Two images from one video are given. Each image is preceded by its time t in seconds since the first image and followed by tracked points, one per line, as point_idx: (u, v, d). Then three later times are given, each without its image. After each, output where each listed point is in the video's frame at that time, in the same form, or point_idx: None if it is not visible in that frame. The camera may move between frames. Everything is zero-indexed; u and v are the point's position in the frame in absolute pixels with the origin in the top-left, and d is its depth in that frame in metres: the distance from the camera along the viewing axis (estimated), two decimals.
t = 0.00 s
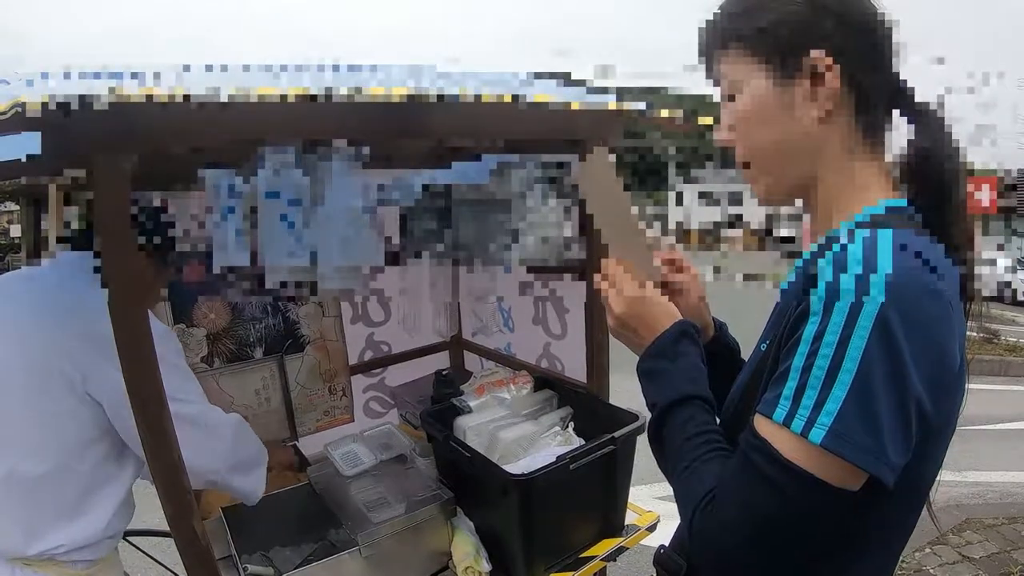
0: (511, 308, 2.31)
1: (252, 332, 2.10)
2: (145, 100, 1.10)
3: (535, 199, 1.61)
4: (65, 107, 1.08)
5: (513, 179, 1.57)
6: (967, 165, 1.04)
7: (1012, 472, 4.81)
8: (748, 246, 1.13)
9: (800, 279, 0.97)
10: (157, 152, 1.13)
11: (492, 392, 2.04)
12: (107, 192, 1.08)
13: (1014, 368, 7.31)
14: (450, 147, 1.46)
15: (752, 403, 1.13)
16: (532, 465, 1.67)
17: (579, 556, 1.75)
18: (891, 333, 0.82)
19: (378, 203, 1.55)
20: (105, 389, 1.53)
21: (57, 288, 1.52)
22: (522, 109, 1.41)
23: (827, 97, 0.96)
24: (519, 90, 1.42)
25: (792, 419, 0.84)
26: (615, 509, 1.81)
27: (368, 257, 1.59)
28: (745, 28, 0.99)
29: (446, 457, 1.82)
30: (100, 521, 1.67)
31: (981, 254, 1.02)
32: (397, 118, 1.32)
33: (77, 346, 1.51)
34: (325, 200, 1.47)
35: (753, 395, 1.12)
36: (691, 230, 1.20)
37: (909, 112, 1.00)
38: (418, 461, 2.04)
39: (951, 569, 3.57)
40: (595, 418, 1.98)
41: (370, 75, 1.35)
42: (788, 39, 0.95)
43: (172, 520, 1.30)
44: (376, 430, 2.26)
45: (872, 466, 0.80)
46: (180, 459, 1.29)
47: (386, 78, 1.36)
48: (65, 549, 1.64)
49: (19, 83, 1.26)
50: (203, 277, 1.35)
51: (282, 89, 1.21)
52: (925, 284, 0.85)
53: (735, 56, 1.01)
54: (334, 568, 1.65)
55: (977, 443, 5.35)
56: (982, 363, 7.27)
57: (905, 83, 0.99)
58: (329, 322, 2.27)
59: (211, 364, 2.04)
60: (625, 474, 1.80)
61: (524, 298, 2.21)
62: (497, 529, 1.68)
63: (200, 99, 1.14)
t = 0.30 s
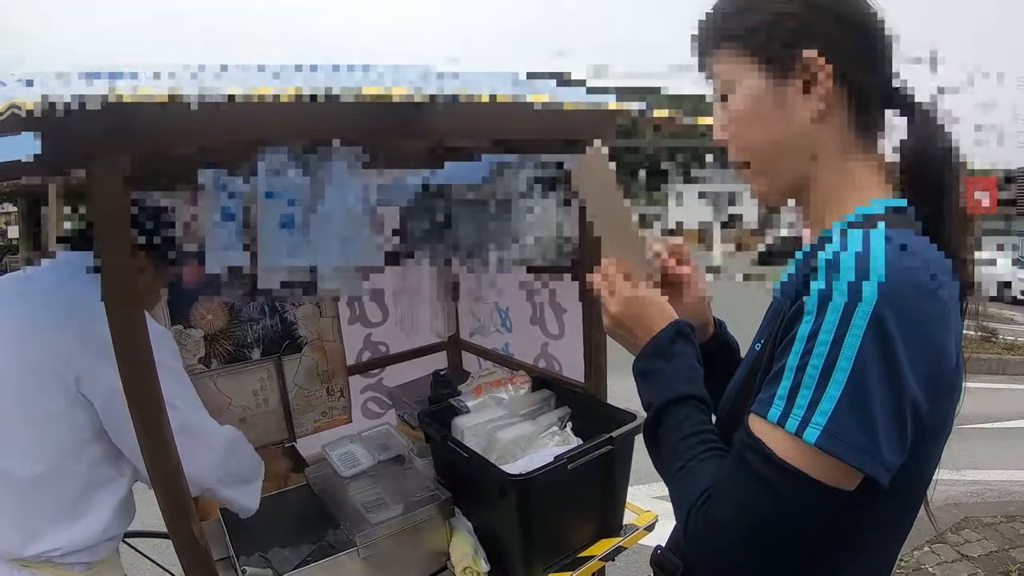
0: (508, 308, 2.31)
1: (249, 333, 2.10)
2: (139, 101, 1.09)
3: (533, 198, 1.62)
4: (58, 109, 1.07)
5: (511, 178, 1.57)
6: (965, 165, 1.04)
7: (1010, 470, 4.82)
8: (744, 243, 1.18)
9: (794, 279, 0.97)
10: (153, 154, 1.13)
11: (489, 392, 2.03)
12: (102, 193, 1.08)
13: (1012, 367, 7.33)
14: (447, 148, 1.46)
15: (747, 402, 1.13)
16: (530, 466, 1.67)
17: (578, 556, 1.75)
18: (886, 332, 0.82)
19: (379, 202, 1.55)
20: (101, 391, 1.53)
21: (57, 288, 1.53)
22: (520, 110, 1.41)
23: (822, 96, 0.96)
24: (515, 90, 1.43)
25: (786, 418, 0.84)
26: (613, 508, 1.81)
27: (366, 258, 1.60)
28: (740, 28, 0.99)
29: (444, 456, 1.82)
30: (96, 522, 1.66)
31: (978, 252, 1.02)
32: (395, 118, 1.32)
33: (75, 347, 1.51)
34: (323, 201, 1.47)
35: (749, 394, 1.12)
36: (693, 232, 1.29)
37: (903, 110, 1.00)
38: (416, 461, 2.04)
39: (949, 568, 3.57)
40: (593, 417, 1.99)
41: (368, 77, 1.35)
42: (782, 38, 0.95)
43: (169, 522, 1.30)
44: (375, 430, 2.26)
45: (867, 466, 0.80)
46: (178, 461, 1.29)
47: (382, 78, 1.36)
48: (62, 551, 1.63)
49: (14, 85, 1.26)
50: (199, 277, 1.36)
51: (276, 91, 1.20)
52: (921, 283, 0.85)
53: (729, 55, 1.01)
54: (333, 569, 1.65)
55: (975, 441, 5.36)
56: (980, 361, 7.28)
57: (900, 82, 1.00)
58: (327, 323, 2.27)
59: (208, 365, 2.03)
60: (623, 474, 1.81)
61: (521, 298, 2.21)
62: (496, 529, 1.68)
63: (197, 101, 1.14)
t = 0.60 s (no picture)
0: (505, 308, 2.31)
1: (245, 334, 2.10)
2: (135, 100, 1.09)
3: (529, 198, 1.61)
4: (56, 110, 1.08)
5: (507, 177, 1.57)
6: (959, 164, 1.04)
7: (1006, 468, 4.83)
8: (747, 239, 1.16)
9: (787, 277, 0.97)
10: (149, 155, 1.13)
11: (486, 392, 2.03)
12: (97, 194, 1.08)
13: (1008, 364, 7.35)
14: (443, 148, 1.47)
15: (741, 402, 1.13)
16: (527, 466, 1.67)
17: (576, 555, 1.75)
18: (879, 331, 0.82)
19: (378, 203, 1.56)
20: (90, 388, 1.50)
21: (50, 290, 1.53)
22: (514, 106, 1.42)
23: (817, 95, 0.96)
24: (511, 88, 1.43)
25: (780, 417, 0.84)
26: (611, 508, 1.81)
27: (361, 257, 1.58)
28: (733, 26, 0.99)
29: (441, 456, 1.82)
30: (94, 522, 1.65)
31: (972, 250, 1.02)
32: (390, 118, 1.32)
33: (67, 349, 1.51)
34: (320, 202, 1.48)
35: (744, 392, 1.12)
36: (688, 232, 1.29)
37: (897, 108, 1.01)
38: (413, 462, 2.04)
39: (946, 566, 3.58)
40: (591, 417, 1.98)
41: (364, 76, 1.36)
42: (777, 37, 0.95)
43: (166, 523, 1.30)
44: (372, 431, 2.25)
45: (860, 464, 0.80)
46: (175, 462, 1.29)
47: (378, 79, 1.36)
48: (61, 552, 1.63)
49: (9, 86, 1.26)
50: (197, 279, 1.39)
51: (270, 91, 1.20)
52: (914, 281, 0.85)
53: (723, 55, 1.01)
54: (331, 570, 1.65)
55: (972, 439, 5.38)
56: (977, 359, 7.29)
57: (894, 80, 1.00)
58: (323, 324, 2.27)
59: (205, 367, 2.03)
60: (620, 474, 1.81)
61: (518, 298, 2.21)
62: (494, 529, 1.67)
63: (189, 102, 1.14)
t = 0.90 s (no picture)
0: (502, 308, 2.30)
1: (242, 335, 2.09)
2: (132, 101, 1.09)
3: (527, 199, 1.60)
4: (50, 109, 1.07)
5: (504, 176, 1.57)
6: (957, 163, 1.03)
7: (1003, 465, 4.84)
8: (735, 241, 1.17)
9: (784, 274, 0.97)
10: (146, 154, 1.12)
11: (483, 392, 2.02)
12: (94, 194, 1.07)
13: (1005, 362, 7.37)
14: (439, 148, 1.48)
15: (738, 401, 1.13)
16: (524, 465, 1.67)
17: (575, 554, 1.75)
18: (877, 328, 0.82)
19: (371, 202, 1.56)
20: (87, 391, 1.51)
21: (48, 292, 1.53)
22: (512, 105, 1.43)
23: (813, 93, 0.96)
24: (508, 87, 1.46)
25: (778, 415, 0.84)
26: (609, 506, 1.81)
27: (357, 259, 1.60)
28: (731, 24, 0.99)
29: (439, 456, 1.82)
30: (94, 524, 1.65)
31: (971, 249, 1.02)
32: (387, 118, 1.31)
33: (66, 350, 1.51)
34: (314, 206, 1.48)
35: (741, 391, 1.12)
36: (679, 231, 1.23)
37: (895, 106, 1.01)
38: (411, 461, 2.04)
39: (944, 563, 3.59)
40: (589, 416, 1.98)
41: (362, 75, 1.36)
42: (773, 35, 0.95)
43: (164, 524, 1.30)
44: (370, 431, 2.25)
45: (858, 462, 0.80)
46: (173, 463, 1.29)
47: (374, 78, 1.36)
48: (60, 553, 1.62)
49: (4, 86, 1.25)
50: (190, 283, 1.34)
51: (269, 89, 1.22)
52: (912, 279, 0.85)
53: (720, 52, 1.01)
54: (331, 570, 1.65)
55: (969, 437, 5.39)
56: (973, 357, 7.31)
57: (891, 78, 1.00)
58: (320, 323, 2.26)
59: (202, 367, 2.02)
60: (618, 473, 1.81)
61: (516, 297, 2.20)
62: (492, 528, 1.67)
63: (185, 101, 1.13)
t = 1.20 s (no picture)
0: (501, 306, 2.28)
1: (242, 334, 2.09)
2: (132, 100, 1.09)
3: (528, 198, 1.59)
4: (49, 107, 1.07)
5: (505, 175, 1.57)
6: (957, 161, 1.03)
7: (1004, 463, 4.84)
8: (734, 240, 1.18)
9: (785, 273, 0.97)
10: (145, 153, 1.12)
11: (483, 390, 2.02)
12: (93, 192, 1.07)
13: (1005, 360, 7.37)
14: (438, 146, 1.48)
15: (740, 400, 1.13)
16: (525, 464, 1.67)
17: (575, 553, 1.75)
18: (879, 326, 0.82)
19: (371, 201, 1.55)
20: (93, 391, 1.52)
21: (46, 292, 1.52)
22: (512, 105, 1.41)
23: (813, 91, 0.96)
24: (506, 84, 1.44)
25: (781, 414, 0.84)
26: (609, 505, 1.81)
27: (355, 259, 1.61)
28: (730, 22, 0.99)
29: (439, 455, 1.82)
30: (94, 526, 1.65)
31: (969, 248, 1.02)
32: (386, 116, 1.31)
33: (66, 350, 1.50)
34: (314, 205, 1.47)
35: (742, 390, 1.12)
36: (682, 225, 1.24)
37: (893, 106, 1.01)
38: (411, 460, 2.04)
39: (945, 561, 3.59)
40: (590, 415, 1.98)
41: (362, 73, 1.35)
42: (772, 32, 0.95)
43: (163, 524, 1.30)
44: (370, 429, 2.25)
45: (861, 461, 0.80)
46: (173, 463, 1.28)
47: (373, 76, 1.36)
48: (59, 554, 1.61)
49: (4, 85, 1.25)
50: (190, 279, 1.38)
51: (264, 87, 1.20)
52: (914, 277, 0.85)
53: (720, 50, 1.01)
54: (330, 569, 1.65)
55: (970, 434, 5.39)
56: (973, 355, 7.31)
57: (892, 76, 1.00)
58: (320, 322, 2.26)
59: (202, 366, 2.02)
60: (619, 471, 1.81)
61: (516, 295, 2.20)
62: (492, 527, 1.67)
63: (185, 99, 1.13)
